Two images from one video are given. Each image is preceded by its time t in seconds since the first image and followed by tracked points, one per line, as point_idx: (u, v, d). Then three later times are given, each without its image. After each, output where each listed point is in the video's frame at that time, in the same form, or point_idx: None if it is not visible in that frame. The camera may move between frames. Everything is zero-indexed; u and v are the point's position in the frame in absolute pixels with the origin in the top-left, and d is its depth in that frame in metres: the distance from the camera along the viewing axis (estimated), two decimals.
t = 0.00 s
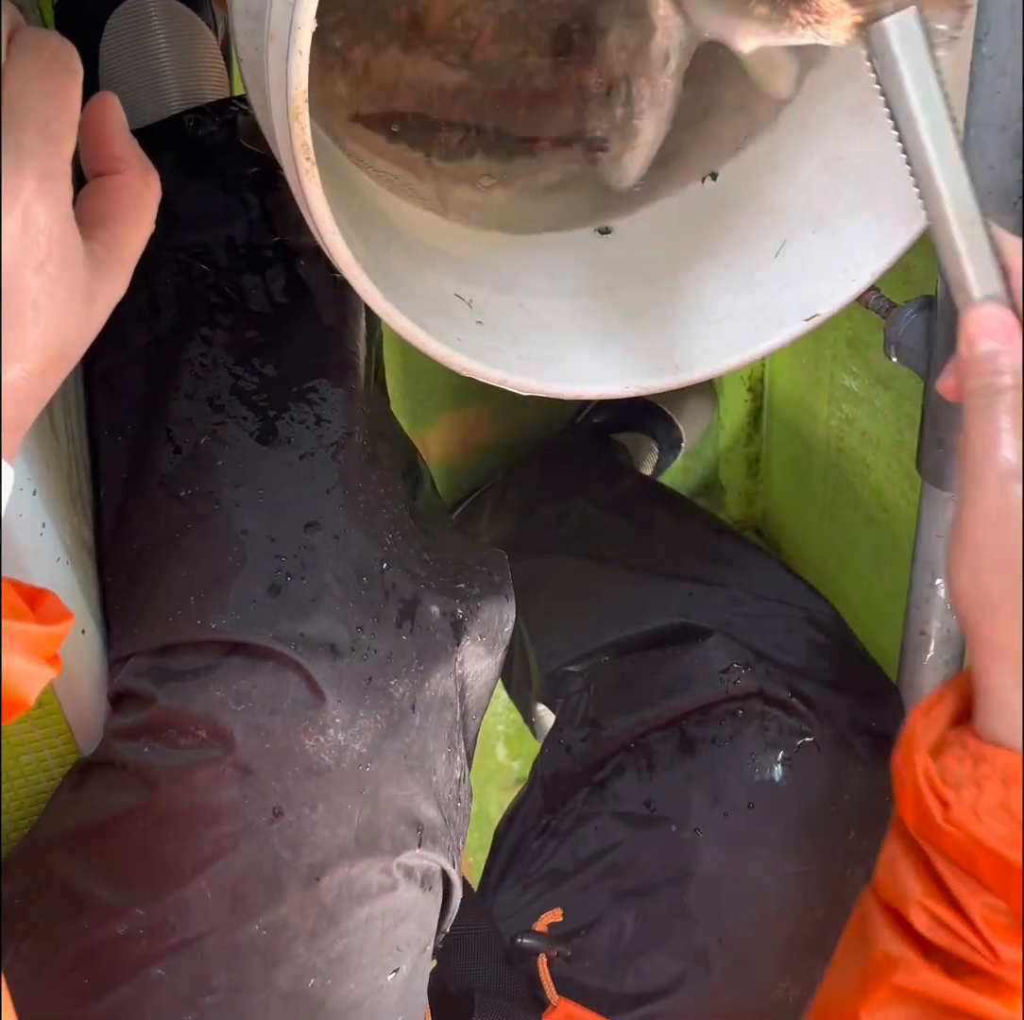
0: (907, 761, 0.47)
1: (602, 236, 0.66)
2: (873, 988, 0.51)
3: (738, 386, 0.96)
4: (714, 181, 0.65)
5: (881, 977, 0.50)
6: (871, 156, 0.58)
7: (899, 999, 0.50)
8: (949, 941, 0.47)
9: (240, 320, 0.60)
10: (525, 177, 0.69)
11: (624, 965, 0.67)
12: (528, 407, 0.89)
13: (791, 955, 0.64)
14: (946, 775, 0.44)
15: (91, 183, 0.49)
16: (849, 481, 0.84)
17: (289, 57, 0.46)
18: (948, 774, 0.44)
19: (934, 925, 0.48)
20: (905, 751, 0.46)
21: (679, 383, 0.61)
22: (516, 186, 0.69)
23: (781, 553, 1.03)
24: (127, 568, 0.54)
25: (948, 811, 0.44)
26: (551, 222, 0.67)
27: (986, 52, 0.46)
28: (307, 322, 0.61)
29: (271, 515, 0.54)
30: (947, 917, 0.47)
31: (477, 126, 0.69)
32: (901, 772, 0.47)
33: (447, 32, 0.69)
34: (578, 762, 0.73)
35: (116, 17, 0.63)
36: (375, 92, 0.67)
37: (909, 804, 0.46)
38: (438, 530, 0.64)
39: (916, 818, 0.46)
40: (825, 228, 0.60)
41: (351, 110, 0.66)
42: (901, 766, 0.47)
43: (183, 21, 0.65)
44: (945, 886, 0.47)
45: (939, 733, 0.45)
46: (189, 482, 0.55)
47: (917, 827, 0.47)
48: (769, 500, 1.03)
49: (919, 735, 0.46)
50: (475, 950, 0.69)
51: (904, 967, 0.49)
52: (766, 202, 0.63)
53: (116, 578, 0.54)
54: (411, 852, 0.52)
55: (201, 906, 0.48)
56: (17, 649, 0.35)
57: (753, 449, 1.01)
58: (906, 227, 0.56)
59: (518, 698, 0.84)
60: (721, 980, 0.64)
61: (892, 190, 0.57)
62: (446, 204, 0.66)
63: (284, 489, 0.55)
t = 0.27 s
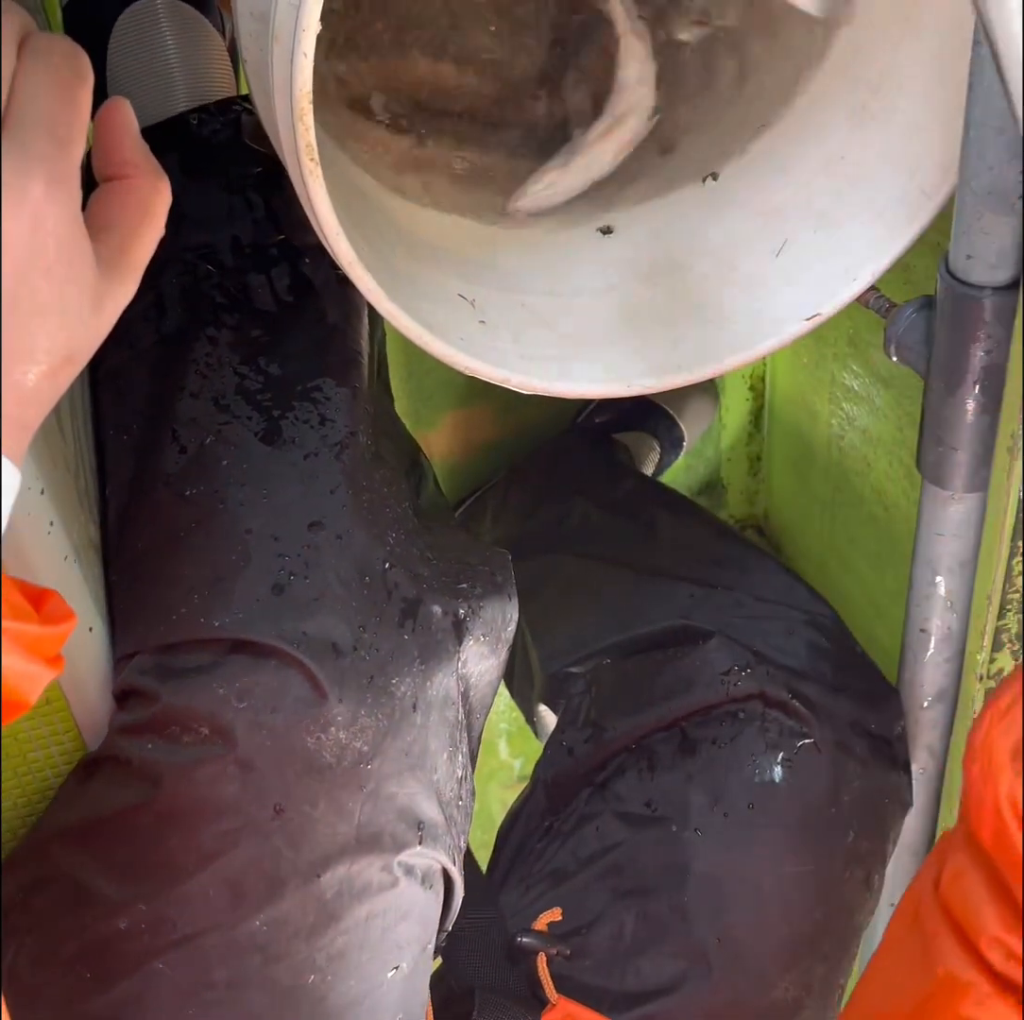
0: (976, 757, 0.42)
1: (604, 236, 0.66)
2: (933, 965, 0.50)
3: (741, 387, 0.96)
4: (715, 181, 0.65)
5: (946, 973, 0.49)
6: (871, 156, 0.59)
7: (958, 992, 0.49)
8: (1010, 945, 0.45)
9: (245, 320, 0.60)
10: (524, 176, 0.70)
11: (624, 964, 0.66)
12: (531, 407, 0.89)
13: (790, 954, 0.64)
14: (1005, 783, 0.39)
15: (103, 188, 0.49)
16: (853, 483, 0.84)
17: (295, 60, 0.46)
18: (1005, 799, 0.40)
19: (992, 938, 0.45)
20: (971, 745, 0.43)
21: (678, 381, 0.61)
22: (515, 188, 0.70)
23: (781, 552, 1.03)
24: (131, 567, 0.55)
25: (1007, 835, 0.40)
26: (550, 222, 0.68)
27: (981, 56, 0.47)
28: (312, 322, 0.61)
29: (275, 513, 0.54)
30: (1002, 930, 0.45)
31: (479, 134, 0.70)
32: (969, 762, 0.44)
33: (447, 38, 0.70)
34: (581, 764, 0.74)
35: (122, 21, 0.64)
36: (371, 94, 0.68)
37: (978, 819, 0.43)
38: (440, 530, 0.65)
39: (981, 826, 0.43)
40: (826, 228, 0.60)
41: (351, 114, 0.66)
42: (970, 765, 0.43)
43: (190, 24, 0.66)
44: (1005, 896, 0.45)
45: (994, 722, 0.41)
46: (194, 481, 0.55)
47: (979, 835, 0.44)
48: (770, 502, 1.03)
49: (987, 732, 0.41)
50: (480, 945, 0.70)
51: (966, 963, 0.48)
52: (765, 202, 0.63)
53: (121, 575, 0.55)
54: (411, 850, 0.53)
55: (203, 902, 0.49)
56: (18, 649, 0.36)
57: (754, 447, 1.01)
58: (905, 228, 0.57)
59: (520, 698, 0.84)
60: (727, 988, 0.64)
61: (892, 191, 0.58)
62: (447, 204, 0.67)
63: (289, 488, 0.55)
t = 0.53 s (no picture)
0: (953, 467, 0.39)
1: (604, 237, 0.66)
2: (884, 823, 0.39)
3: (741, 386, 0.96)
4: (714, 183, 0.65)
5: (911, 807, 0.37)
6: (870, 157, 0.59)
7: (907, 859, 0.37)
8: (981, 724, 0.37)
9: (245, 323, 0.60)
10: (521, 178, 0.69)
11: (622, 963, 0.67)
12: (530, 408, 0.90)
13: (791, 954, 0.65)
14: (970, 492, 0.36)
15: (104, 192, 0.49)
16: (852, 483, 0.84)
17: (295, 65, 0.46)
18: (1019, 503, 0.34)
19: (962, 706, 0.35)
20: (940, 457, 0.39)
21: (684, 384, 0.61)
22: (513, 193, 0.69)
23: (781, 554, 1.04)
24: (132, 570, 0.55)
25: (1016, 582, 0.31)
26: (549, 226, 0.68)
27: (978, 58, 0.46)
28: (311, 324, 0.61)
29: (275, 515, 0.54)
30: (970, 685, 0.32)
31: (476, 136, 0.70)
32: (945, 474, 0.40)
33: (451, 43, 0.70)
34: (580, 763, 0.74)
35: (122, 25, 0.64)
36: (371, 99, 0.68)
37: (950, 506, 0.36)
38: (440, 530, 0.65)
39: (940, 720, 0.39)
40: (825, 230, 0.60)
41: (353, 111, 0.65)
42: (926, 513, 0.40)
43: (190, 27, 0.66)
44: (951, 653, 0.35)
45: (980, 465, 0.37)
46: (194, 483, 0.55)
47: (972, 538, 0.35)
48: (770, 501, 1.03)
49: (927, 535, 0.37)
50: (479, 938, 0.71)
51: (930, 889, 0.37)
52: (764, 205, 0.63)
53: (122, 578, 0.55)
54: (411, 850, 0.53)
55: (204, 903, 0.49)
56: (18, 655, 0.36)
57: (754, 449, 1.01)
58: (905, 230, 0.57)
59: (520, 698, 0.84)
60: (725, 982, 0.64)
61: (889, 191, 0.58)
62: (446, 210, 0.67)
63: (288, 489, 0.55)
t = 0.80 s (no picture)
0: (806, 425, 0.35)
1: (607, 239, 0.67)
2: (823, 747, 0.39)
3: (743, 386, 0.96)
4: (717, 186, 0.66)
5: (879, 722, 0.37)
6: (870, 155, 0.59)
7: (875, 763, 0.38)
8: (905, 660, 0.36)
9: (246, 324, 0.60)
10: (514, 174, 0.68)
11: (624, 959, 0.66)
12: (531, 408, 0.90)
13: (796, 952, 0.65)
14: (906, 440, 0.32)
15: (105, 193, 0.49)
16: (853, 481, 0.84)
17: (297, 68, 0.47)
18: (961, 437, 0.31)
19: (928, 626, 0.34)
20: (801, 380, 0.35)
21: (685, 383, 0.61)
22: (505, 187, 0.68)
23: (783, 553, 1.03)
24: (136, 572, 0.55)
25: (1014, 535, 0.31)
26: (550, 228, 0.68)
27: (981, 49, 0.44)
28: (313, 325, 0.61)
29: (279, 516, 0.54)
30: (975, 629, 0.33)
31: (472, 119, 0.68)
32: (798, 425, 0.35)
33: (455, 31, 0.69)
34: (582, 760, 0.74)
35: (118, 26, 0.64)
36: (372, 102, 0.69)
37: (865, 471, 0.33)
38: (442, 531, 0.65)
39: (864, 627, 0.37)
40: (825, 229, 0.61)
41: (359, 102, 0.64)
42: (810, 448, 0.35)
43: (185, 29, 0.66)
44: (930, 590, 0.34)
45: (858, 383, 0.33)
46: (197, 484, 0.56)
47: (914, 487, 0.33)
48: (771, 500, 1.03)
49: (863, 473, 0.33)
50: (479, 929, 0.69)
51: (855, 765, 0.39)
52: (765, 205, 0.63)
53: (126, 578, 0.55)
54: (417, 849, 0.53)
55: (211, 902, 0.49)
56: (27, 654, 0.36)
57: (755, 448, 1.01)
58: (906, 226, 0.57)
59: (523, 697, 0.85)
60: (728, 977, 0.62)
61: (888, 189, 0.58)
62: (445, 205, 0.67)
63: (291, 490, 0.55)
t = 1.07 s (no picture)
0: (811, 579, 0.44)
1: (610, 237, 0.66)
2: (812, 835, 0.47)
3: (745, 385, 0.96)
4: (720, 183, 0.66)
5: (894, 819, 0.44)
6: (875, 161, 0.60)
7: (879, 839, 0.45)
8: (905, 774, 0.44)
9: (251, 325, 0.60)
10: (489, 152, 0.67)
11: (631, 964, 0.69)
12: (533, 407, 0.90)
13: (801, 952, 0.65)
14: (903, 604, 0.41)
15: (109, 194, 0.49)
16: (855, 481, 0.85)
17: (301, 69, 0.47)
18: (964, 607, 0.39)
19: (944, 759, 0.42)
20: (807, 572, 0.45)
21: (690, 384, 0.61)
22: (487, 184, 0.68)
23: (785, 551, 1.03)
24: (142, 574, 0.55)
25: (995, 653, 0.39)
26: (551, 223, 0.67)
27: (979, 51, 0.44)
28: (318, 326, 0.61)
29: (287, 517, 0.54)
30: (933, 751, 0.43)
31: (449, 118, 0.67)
32: (802, 577, 0.45)
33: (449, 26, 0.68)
34: (589, 764, 0.74)
35: (121, 26, 0.64)
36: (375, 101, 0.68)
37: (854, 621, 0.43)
38: (447, 532, 0.65)
39: (852, 715, 0.46)
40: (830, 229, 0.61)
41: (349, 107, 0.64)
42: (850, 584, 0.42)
43: (186, 27, 0.66)
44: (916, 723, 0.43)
45: (873, 562, 0.42)
46: (203, 486, 0.55)
47: (957, 647, 0.40)
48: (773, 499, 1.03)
49: (844, 614, 0.43)
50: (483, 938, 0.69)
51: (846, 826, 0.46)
52: (769, 205, 0.63)
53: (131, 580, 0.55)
54: (426, 850, 0.53)
55: (220, 905, 0.49)
56: (27, 658, 0.36)
57: (757, 447, 1.02)
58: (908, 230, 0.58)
59: (527, 697, 0.85)
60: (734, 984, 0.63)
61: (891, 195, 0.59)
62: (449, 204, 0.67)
63: (298, 491, 0.55)
